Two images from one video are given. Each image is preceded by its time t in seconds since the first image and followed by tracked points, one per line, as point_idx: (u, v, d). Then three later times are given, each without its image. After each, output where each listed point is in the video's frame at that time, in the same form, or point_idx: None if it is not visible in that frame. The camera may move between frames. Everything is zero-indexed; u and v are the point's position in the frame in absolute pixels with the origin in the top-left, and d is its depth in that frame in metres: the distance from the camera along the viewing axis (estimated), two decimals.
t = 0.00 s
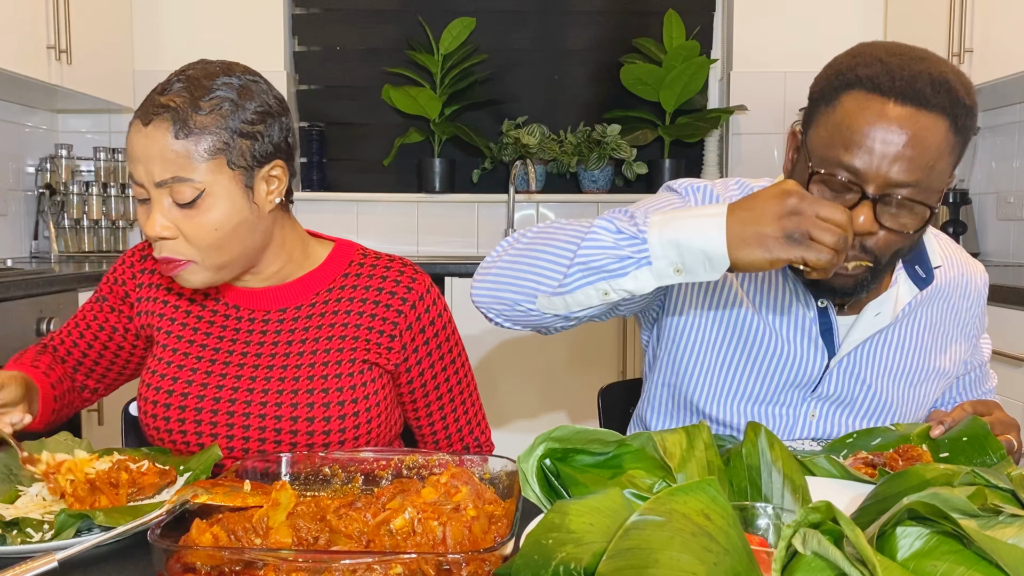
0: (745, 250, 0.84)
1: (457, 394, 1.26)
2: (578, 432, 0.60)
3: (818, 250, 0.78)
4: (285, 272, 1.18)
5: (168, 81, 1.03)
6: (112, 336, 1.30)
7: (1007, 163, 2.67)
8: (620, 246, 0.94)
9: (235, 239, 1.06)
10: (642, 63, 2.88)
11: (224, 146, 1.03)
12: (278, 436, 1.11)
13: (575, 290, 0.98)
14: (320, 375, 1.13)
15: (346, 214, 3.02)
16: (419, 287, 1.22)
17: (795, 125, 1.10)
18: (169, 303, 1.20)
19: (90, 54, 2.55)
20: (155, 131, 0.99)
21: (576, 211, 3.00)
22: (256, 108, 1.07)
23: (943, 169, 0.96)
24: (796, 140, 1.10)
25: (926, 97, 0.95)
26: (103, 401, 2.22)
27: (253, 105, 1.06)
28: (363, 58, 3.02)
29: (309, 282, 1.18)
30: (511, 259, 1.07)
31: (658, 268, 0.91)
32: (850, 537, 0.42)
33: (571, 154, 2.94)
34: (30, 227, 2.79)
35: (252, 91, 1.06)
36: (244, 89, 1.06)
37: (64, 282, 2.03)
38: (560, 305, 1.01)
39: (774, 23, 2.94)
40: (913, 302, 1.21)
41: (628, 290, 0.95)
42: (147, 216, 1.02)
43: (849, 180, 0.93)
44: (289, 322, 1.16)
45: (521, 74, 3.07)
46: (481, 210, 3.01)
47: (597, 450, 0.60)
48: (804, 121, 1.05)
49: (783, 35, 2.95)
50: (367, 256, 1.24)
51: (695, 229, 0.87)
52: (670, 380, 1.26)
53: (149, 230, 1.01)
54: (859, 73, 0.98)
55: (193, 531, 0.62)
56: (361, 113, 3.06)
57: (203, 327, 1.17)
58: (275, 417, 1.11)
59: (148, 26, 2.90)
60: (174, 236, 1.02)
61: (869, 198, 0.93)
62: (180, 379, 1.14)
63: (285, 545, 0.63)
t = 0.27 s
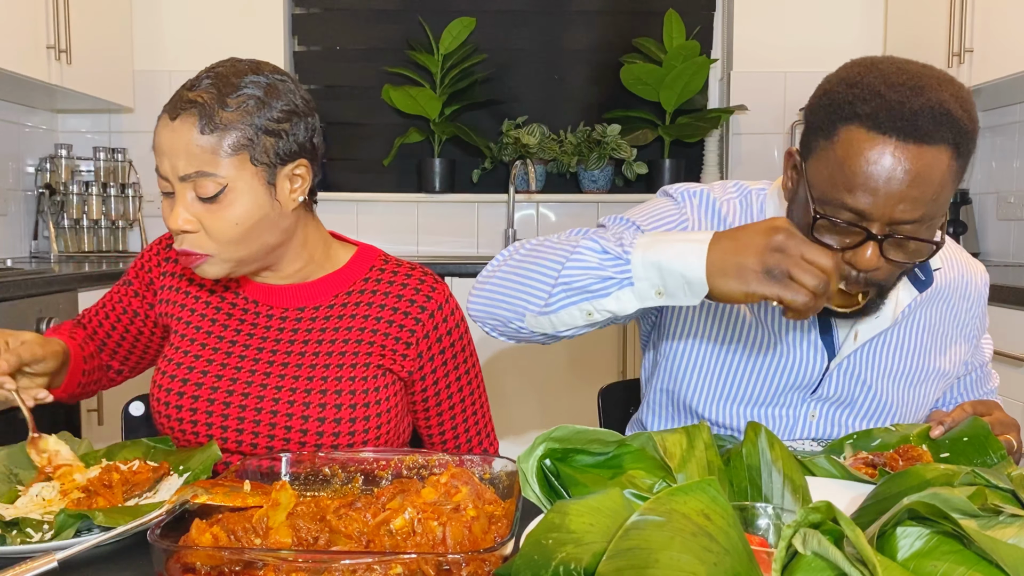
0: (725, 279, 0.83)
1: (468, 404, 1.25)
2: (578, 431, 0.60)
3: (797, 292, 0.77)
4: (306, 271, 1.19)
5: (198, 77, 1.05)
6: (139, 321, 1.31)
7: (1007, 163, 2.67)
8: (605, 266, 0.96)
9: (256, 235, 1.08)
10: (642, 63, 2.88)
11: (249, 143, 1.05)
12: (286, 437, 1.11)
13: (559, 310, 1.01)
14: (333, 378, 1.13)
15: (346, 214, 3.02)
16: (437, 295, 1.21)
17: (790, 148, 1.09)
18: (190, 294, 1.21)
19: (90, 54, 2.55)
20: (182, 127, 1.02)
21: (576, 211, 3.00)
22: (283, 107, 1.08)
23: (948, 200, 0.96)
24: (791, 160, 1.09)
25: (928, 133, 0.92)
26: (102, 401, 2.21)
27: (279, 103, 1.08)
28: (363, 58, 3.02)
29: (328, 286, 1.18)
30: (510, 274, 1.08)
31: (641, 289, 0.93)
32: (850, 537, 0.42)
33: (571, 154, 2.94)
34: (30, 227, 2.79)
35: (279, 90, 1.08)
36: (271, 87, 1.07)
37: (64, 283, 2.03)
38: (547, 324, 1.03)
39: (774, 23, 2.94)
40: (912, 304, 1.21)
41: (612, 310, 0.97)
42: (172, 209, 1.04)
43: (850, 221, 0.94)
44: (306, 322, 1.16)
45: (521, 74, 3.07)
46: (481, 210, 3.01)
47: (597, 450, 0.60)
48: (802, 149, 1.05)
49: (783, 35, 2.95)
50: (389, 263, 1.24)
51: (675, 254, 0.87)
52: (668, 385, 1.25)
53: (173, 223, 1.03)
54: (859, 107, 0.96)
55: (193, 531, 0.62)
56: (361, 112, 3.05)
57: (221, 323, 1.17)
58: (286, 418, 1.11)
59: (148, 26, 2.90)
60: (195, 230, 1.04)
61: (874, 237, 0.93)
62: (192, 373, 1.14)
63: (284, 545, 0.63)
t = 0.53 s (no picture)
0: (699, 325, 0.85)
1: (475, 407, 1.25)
2: (579, 431, 0.61)
3: (756, 345, 0.78)
4: (318, 268, 1.20)
5: (220, 70, 1.07)
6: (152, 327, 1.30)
7: (1007, 163, 2.67)
8: (594, 300, 0.96)
9: (274, 227, 1.09)
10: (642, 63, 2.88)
11: (269, 135, 1.06)
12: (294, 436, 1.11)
13: (548, 341, 1.00)
14: (341, 377, 1.13)
15: (346, 215, 3.02)
16: (447, 297, 1.21)
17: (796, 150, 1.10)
18: (201, 293, 1.22)
19: (90, 54, 2.55)
20: (204, 117, 1.04)
21: (576, 211, 3.00)
22: (303, 102, 1.10)
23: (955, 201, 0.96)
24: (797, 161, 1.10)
25: (938, 134, 0.93)
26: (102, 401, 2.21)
27: (300, 99, 1.10)
28: (363, 58, 3.02)
29: (339, 286, 1.18)
30: (504, 295, 1.07)
31: (626, 326, 0.93)
32: (850, 537, 0.42)
33: (571, 154, 2.94)
34: (30, 227, 2.79)
35: (299, 86, 1.10)
36: (293, 83, 1.10)
37: (64, 283, 2.03)
38: (538, 354, 1.02)
39: (774, 23, 2.94)
40: (911, 304, 1.21)
41: (599, 344, 0.96)
42: (189, 199, 1.05)
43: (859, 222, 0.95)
44: (317, 320, 1.17)
45: (521, 74, 3.07)
46: (481, 210, 3.01)
47: (597, 450, 0.60)
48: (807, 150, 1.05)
49: (783, 35, 2.95)
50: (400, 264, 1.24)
51: (662, 295, 0.89)
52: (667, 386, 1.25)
53: (190, 213, 1.04)
54: (866, 109, 0.96)
55: (193, 531, 0.62)
56: (361, 112, 3.05)
57: (231, 320, 1.18)
58: (293, 416, 1.11)
59: (148, 26, 2.90)
60: (215, 220, 1.05)
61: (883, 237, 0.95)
62: (201, 369, 1.14)
63: (284, 545, 0.63)
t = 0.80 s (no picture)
0: (708, 335, 0.86)
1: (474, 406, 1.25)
2: (578, 432, 0.60)
3: (759, 339, 0.78)
4: (319, 266, 1.20)
5: (227, 66, 1.09)
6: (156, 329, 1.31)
7: (1007, 163, 2.67)
8: (610, 323, 0.98)
9: (276, 221, 1.10)
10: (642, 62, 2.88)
11: (272, 130, 1.07)
12: (294, 434, 1.11)
13: (564, 363, 1.01)
14: (341, 375, 1.13)
15: (346, 215, 3.02)
16: (448, 296, 1.21)
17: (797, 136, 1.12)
18: (203, 292, 1.22)
19: (90, 55, 2.55)
20: (209, 111, 1.05)
21: (576, 211, 3.00)
22: (307, 100, 1.11)
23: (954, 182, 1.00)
24: (798, 148, 1.12)
25: (939, 113, 0.97)
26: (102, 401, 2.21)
27: (305, 96, 1.11)
28: (363, 58, 3.02)
29: (340, 284, 1.19)
30: (513, 313, 1.08)
31: (642, 348, 0.95)
32: (850, 537, 0.42)
33: (572, 154, 2.94)
34: (30, 227, 2.79)
35: (304, 84, 1.11)
36: (298, 80, 1.11)
37: (64, 283, 2.02)
38: (552, 375, 1.03)
39: (774, 23, 2.94)
40: (908, 301, 1.22)
41: (613, 366, 0.98)
42: (194, 192, 1.07)
43: (864, 196, 0.98)
44: (318, 318, 1.16)
45: (521, 74, 3.07)
46: (481, 210, 3.01)
47: (597, 450, 0.60)
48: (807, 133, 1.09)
49: (783, 35, 2.95)
50: (400, 263, 1.24)
51: (676, 316, 0.91)
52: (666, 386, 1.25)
53: (194, 205, 1.06)
54: (872, 88, 1.00)
55: (193, 531, 0.62)
56: (361, 112, 3.05)
57: (232, 318, 1.18)
58: (294, 414, 1.11)
59: (148, 26, 2.90)
60: (217, 213, 1.06)
61: (887, 212, 0.97)
62: (201, 366, 1.14)
63: (284, 545, 0.63)
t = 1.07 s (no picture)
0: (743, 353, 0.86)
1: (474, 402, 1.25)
2: (578, 432, 0.60)
3: (791, 355, 0.77)
4: (316, 262, 1.20)
5: (224, 65, 1.09)
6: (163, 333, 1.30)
7: (1007, 163, 2.67)
8: (637, 346, 0.98)
9: (276, 218, 1.10)
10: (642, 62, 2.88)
11: (271, 127, 1.08)
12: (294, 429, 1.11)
13: (589, 386, 1.01)
14: (339, 370, 1.13)
15: (346, 215, 3.02)
16: (445, 293, 1.22)
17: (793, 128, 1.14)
18: (203, 290, 1.22)
19: (90, 55, 2.55)
20: (208, 109, 1.05)
21: (576, 211, 3.00)
22: (304, 98, 1.12)
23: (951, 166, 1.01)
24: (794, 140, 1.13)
25: (934, 99, 0.99)
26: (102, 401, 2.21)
27: (302, 94, 1.12)
28: (363, 58, 3.02)
29: (340, 279, 1.19)
30: (533, 330, 1.09)
31: (671, 372, 0.95)
32: (850, 537, 0.42)
33: (571, 154, 2.94)
34: (30, 227, 2.79)
35: (301, 82, 1.12)
36: (294, 78, 1.12)
37: (64, 283, 2.02)
38: (575, 397, 1.04)
39: (774, 23, 2.94)
40: (899, 295, 1.23)
41: (641, 390, 0.98)
42: (193, 191, 1.06)
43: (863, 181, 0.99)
44: (315, 313, 1.17)
45: (521, 74, 3.07)
46: (481, 210, 3.01)
47: (596, 450, 0.60)
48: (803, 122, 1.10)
49: (783, 34, 2.95)
50: (399, 261, 1.24)
51: (708, 339, 0.91)
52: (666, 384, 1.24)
53: (194, 203, 1.05)
54: (870, 76, 1.02)
55: (193, 531, 0.62)
56: (361, 112, 3.05)
57: (230, 315, 1.18)
58: (293, 410, 1.11)
59: (148, 26, 2.90)
60: (218, 210, 1.06)
61: (887, 196, 0.98)
62: (197, 365, 1.14)
63: (284, 545, 0.63)
